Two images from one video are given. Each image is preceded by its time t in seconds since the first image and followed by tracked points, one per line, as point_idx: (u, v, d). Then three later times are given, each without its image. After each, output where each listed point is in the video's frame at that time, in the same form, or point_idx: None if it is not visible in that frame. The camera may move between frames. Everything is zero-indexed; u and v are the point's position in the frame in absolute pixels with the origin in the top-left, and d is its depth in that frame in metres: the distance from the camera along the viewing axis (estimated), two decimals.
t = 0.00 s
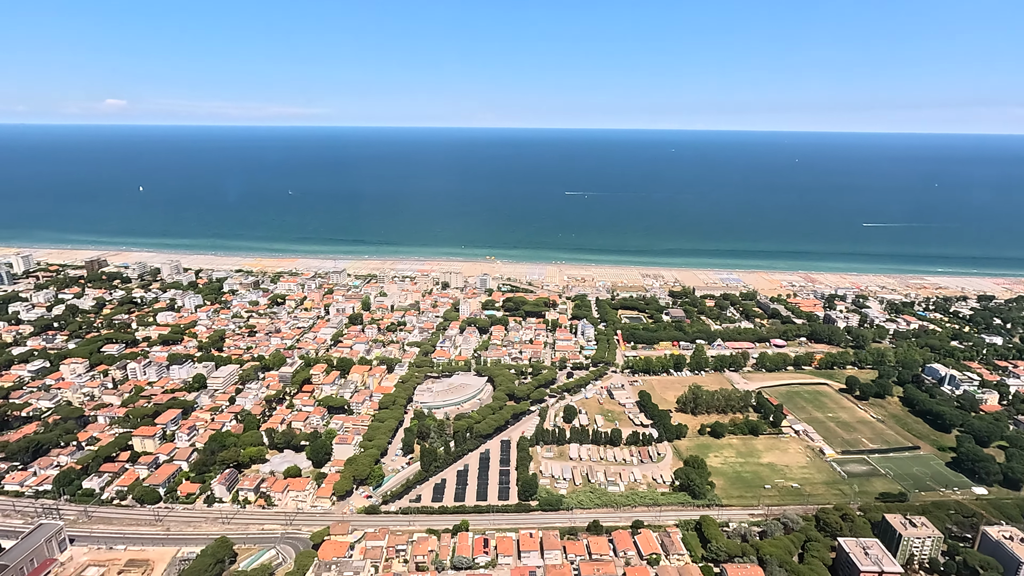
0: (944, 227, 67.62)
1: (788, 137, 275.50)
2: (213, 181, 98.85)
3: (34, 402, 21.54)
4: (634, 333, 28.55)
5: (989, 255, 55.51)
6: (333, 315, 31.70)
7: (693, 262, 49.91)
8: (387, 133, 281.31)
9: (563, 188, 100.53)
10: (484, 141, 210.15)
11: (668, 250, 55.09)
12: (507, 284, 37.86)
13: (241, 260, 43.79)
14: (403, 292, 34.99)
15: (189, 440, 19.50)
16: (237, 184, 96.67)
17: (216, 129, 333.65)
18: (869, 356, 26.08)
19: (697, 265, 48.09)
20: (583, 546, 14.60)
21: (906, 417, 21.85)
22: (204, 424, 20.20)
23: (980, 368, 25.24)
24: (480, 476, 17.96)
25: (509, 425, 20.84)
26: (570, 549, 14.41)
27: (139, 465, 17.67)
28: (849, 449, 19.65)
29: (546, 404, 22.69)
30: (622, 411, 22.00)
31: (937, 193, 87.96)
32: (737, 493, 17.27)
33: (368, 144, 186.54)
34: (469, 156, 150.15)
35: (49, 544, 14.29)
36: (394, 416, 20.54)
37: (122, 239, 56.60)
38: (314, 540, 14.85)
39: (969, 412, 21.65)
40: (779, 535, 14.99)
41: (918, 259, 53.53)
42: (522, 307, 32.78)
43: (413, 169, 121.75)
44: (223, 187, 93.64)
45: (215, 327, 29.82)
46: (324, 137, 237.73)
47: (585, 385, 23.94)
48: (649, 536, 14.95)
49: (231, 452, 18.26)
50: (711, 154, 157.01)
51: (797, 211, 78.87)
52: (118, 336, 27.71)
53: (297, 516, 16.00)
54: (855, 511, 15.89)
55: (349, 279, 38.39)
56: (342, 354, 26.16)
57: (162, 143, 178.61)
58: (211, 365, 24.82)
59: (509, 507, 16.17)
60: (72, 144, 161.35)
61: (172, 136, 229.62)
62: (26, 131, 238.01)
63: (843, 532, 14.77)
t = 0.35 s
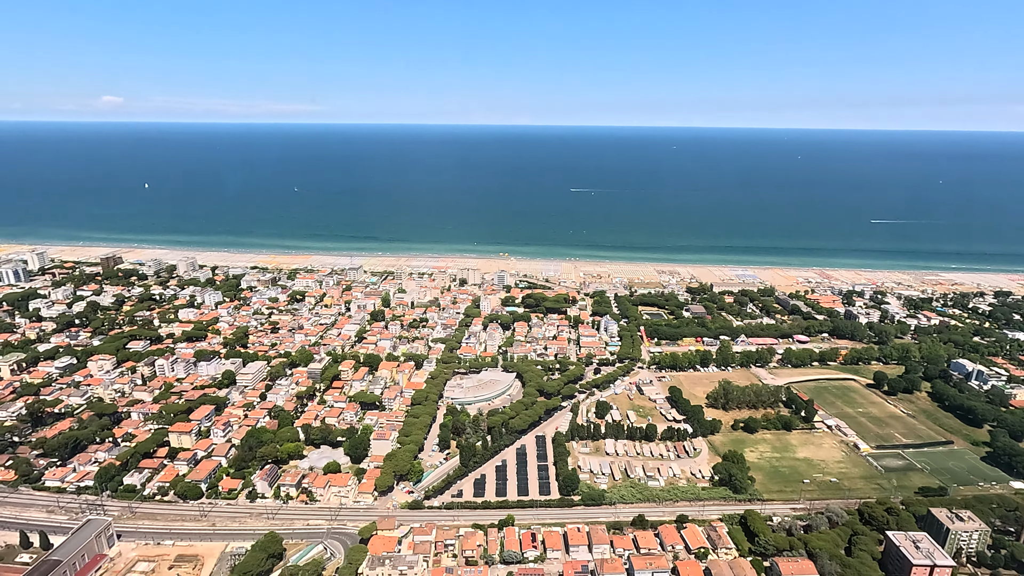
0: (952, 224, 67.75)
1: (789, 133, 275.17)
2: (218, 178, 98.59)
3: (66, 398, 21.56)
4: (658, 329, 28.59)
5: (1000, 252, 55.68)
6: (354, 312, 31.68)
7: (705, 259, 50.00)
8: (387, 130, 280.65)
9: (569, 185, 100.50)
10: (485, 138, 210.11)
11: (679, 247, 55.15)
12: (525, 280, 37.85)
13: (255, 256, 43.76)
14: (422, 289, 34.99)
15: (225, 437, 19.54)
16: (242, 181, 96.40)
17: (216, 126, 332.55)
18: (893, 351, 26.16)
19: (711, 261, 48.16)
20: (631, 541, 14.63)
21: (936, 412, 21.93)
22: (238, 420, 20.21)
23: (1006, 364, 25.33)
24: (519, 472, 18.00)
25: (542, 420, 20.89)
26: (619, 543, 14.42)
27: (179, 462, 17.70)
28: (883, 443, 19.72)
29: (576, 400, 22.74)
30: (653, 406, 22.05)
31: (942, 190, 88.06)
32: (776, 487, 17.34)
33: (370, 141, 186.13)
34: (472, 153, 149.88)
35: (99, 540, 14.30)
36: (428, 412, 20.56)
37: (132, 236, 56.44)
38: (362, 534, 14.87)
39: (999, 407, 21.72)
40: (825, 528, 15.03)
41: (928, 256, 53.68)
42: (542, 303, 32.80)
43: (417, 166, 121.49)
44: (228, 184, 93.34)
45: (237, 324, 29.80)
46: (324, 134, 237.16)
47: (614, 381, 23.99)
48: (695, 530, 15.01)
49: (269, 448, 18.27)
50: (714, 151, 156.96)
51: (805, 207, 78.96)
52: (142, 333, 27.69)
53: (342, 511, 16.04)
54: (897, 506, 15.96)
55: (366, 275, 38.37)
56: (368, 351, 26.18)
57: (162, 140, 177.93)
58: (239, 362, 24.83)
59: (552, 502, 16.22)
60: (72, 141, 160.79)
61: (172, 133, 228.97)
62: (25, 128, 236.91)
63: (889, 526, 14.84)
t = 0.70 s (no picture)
0: (960, 221, 67.85)
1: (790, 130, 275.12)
2: (222, 175, 98.29)
3: (97, 394, 21.53)
4: (681, 325, 28.62)
5: (1010, 249, 55.81)
6: (376, 308, 31.66)
7: (717, 256, 50.06)
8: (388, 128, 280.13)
9: (574, 182, 100.41)
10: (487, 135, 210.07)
11: (691, 244, 55.15)
12: (542, 277, 37.83)
13: (269, 253, 43.64)
14: (441, 285, 34.98)
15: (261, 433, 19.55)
16: (247, 178, 96.10)
17: (215, 123, 331.56)
18: (919, 347, 26.20)
19: (724, 258, 48.21)
20: (678, 535, 14.66)
21: (966, 407, 21.98)
22: (272, 416, 20.22)
23: None
24: (558, 467, 18.03)
25: (575, 416, 20.93)
26: (668, 538, 14.43)
27: (218, 458, 17.71)
28: (916, 439, 19.77)
29: (606, 396, 22.77)
30: (684, 402, 22.10)
31: (948, 187, 88.17)
32: (815, 482, 17.39)
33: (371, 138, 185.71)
34: (475, 150, 149.62)
35: (148, 535, 14.29)
36: (462, 408, 20.58)
37: (143, 233, 56.27)
38: (409, 529, 14.89)
39: None
40: (870, 523, 15.08)
41: (939, 253, 53.79)
42: (562, 300, 32.80)
43: (421, 163, 121.21)
44: (233, 181, 93.06)
45: (260, 320, 29.76)
46: (325, 132, 236.64)
47: (642, 377, 24.02)
48: (741, 525, 15.06)
49: (307, 444, 18.26)
50: (717, 148, 156.87)
51: (811, 204, 79.02)
52: (167, 329, 27.65)
53: (385, 506, 16.04)
54: (939, 499, 16.03)
55: (383, 272, 38.34)
56: (394, 347, 26.18)
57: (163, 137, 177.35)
58: (266, 358, 24.82)
59: (595, 497, 16.26)
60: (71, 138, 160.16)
61: (172, 130, 228.27)
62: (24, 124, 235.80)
63: (934, 520, 14.91)
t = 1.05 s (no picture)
0: (968, 218, 68.05)
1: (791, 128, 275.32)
2: (227, 172, 98.06)
3: (128, 390, 21.52)
4: (705, 322, 28.70)
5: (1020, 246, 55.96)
6: (397, 305, 31.68)
7: (730, 253, 50.18)
8: (389, 125, 279.62)
9: (580, 180, 100.40)
10: (488, 132, 209.53)
11: (702, 242, 55.23)
12: (559, 274, 37.84)
13: (283, 250, 43.56)
14: (460, 282, 34.98)
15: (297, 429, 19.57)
16: (252, 175, 95.92)
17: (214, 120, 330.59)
18: (943, 343, 26.29)
19: (738, 255, 48.30)
20: (726, 529, 14.69)
21: (995, 403, 22.07)
22: (307, 412, 20.24)
23: None
24: (597, 462, 18.08)
25: (608, 412, 20.97)
26: (715, 532, 14.49)
27: (258, 454, 17.74)
28: (949, 434, 19.85)
29: (636, 391, 22.85)
30: (714, 398, 22.18)
31: (953, 184, 88.34)
32: (854, 476, 17.46)
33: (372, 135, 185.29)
34: (477, 147, 149.44)
35: (198, 530, 14.32)
36: (495, 404, 20.60)
37: (153, 230, 56.16)
38: (456, 525, 14.92)
39: None
40: (915, 517, 15.14)
41: (949, 250, 53.98)
42: (583, 296, 32.83)
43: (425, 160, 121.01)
44: (239, 178, 92.85)
45: (282, 317, 29.74)
46: (326, 129, 235.96)
47: (670, 373, 24.09)
48: (786, 519, 15.11)
49: (346, 440, 18.28)
50: (720, 145, 156.81)
51: (819, 201, 79.09)
52: (191, 326, 27.63)
53: (429, 502, 16.08)
54: (981, 494, 16.11)
55: (399, 269, 38.30)
56: (420, 344, 26.21)
57: (163, 134, 176.58)
58: (294, 354, 24.83)
59: (638, 492, 16.32)
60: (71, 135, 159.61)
61: (172, 127, 227.50)
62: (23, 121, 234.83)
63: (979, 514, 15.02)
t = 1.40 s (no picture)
0: (976, 215, 68.18)
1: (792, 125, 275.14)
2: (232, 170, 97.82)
3: (160, 387, 21.50)
4: (728, 318, 28.73)
5: None
6: (419, 302, 31.68)
7: (742, 250, 50.27)
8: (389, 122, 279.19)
9: (585, 177, 100.35)
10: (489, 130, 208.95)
11: (713, 239, 55.29)
12: (576, 271, 37.85)
13: (298, 247, 43.50)
14: (480, 279, 34.98)
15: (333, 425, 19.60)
16: (258, 173, 95.67)
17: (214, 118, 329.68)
18: (968, 339, 26.37)
19: (751, 252, 48.42)
20: (773, 524, 14.73)
21: None
22: (342, 409, 20.25)
23: None
24: (635, 458, 18.12)
25: (641, 408, 21.02)
26: (763, 527, 14.51)
27: (297, 450, 17.75)
28: (983, 429, 19.92)
29: (666, 387, 22.90)
30: (745, 394, 22.23)
31: (959, 181, 88.48)
32: (893, 471, 17.51)
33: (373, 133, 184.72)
34: (479, 144, 149.30)
35: (248, 526, 14.34)
36: (529, 401, 20.62)
37: (163, 228, 56.03)
38: (503, 519, 14.94)
39: None
40: (960, 511, 15.20)
41: (960, 247, 54.15)
42: (603, 293, 32.85)
43: (429, 157, 120.84)
44: (244, 176, 92.64)
45: (305, 314, 29.70)
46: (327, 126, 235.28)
47: (699, 369, 24.13)
48: (831, 514, 15.13)
49: (384, 436, 18.29)
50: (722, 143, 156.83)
51: (826, 198, 79.14)
52: (216, 323, 27.59)
53: (473, 497, 16.11)
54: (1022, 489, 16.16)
55: (416, 267, 38.26)
56: (447, 340, 26.23)
57: (164, 131, 176.07)
58: (322, 351, 24.81)
59: (681, 488, 16.36)
60: (72, 133, 159.17)
61: (172, 124, 226.88)
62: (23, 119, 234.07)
63: None
